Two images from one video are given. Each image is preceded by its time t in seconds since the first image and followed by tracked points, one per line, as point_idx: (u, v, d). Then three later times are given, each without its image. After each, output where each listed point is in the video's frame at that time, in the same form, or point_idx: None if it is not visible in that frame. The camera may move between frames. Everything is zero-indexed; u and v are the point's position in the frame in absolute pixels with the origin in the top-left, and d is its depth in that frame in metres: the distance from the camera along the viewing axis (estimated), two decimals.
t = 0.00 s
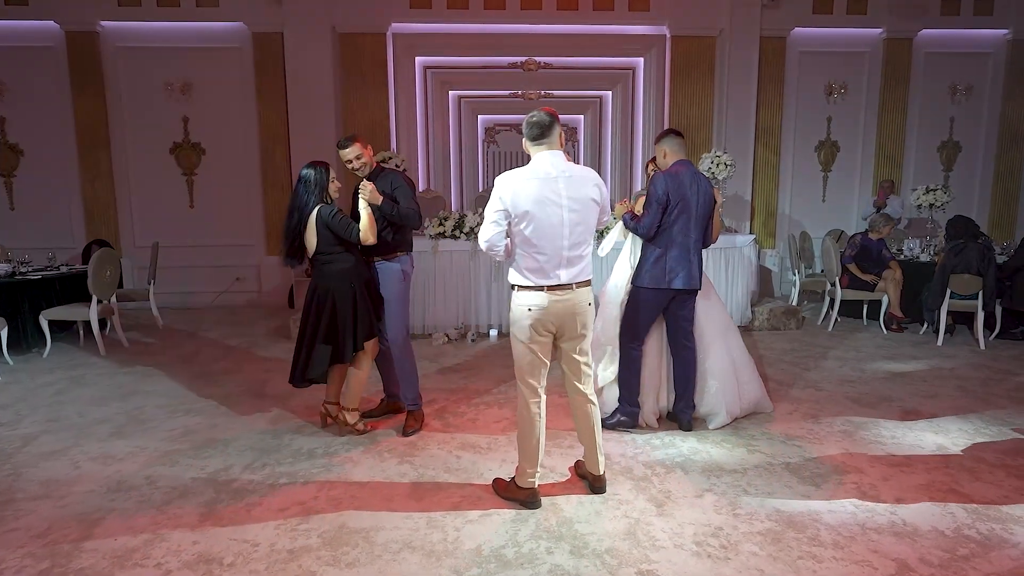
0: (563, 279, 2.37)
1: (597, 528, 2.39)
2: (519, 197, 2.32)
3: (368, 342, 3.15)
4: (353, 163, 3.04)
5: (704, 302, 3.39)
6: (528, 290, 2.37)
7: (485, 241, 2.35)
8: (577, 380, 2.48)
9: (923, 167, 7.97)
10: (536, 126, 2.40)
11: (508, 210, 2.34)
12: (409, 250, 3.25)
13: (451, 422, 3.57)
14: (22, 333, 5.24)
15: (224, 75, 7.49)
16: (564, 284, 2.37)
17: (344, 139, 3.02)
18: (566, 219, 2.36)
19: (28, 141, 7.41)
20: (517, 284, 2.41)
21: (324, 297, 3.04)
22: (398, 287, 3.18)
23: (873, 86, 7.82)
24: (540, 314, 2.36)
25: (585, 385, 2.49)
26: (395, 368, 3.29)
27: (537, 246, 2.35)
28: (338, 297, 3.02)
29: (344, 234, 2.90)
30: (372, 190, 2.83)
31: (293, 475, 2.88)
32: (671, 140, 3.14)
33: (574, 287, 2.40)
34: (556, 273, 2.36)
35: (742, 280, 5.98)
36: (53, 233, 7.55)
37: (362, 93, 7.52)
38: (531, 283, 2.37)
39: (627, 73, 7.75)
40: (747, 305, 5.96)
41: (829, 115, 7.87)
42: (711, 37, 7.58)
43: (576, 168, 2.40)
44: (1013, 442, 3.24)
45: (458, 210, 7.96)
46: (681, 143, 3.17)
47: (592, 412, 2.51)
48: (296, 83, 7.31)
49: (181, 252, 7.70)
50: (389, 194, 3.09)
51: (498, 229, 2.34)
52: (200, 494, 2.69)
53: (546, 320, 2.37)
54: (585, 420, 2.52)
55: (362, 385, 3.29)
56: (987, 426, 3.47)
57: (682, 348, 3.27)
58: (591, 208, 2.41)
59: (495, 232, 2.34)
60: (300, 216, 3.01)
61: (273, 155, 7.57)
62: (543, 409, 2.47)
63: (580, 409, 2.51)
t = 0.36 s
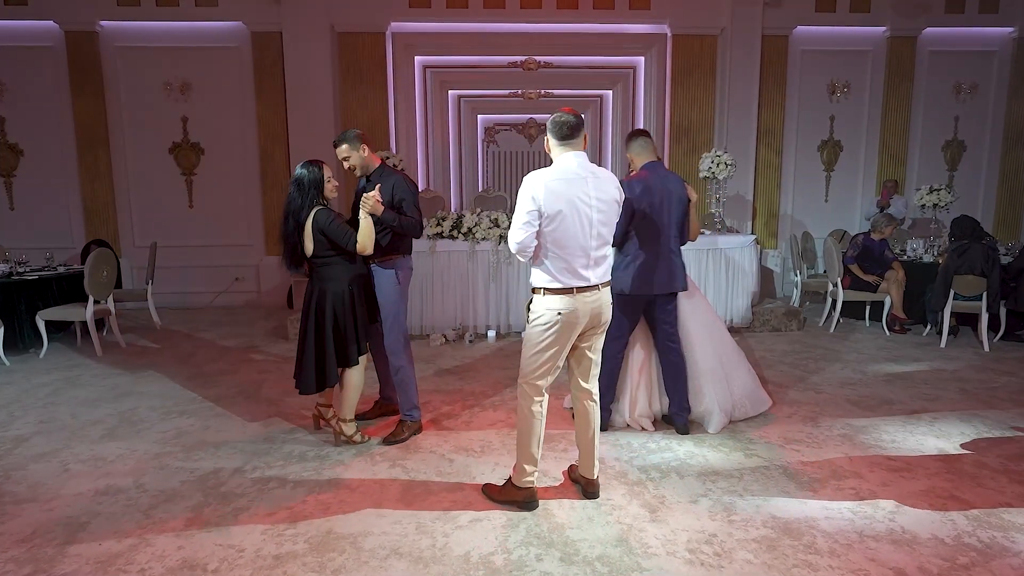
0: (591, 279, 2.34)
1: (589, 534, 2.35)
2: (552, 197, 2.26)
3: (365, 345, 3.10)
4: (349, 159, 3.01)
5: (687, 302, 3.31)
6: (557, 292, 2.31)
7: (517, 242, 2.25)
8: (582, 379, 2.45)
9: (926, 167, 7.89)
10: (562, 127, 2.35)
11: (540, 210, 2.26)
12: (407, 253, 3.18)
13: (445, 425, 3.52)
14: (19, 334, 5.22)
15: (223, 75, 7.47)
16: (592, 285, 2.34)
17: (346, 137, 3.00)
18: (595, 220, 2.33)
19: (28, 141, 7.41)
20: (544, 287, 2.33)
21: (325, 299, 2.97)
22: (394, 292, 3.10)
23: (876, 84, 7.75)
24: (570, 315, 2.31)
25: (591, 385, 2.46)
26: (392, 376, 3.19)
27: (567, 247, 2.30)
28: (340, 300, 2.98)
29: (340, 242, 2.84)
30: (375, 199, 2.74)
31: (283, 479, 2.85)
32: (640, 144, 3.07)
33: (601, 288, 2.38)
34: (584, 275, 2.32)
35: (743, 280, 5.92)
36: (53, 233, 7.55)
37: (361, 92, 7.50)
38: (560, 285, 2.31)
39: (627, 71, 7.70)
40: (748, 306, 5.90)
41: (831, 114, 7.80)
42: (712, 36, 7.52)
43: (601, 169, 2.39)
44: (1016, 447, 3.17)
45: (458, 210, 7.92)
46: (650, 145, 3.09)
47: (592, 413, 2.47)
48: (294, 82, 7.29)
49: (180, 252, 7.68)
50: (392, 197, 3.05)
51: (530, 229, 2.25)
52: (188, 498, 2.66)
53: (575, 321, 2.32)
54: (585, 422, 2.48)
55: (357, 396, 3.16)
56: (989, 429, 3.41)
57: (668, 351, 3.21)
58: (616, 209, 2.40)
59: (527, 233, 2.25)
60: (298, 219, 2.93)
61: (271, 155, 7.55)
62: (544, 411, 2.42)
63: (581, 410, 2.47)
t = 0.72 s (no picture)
0: (596, 281, 2.32)
1: (583, 540, 2.31)
2: (567, 198, 2.21)
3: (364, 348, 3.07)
4: (353, 158, 2.98)
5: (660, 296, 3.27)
6: (565, 294, 2.26)
7: (532, 244, 2.18)
8: (579, 381, 2.42)
9: (932, 167, 7.80)
10: (572, 128, 2.31)
11: (555, 211, 2.20)
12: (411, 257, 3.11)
13: (442, 427, 3.48)
14: (19, 334, 5.23)
15: (224, 75, 7.47)
16: (597, 287, 2.32)
17: (353, 136, 2.95)
18: (605, 222, 2.31)
19: (30, 142, 7.43)
20: (549, 288, 2.28)
21: (325, 300, 2.90)
22: (395, 296, 3.06)
23: (881, 83, 7.67)
24: (575, 316, 2.27)
25: (586, 388, 2.43)
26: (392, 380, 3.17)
27: (579, 249, 2.25)
28: (339, 302, 2.91)
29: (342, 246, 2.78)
30: (378, 206, 2.66)
31: (275, 482, 2.82)
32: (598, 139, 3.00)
33: (604, 289, 2.36)
34: (592, 277, 2.29)
35: (746, 282, 5.86)
36: (55, 233, 7.57)
37: (362, 93, 7.49)
38: (568, 287, 2.26)
39: (629, 71, 7.65)
40: (750, 307, 5.83)
41: (835, 113, 7.72)
42: (715, 35, 7.46)
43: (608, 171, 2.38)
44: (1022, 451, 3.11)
45: (459, 210, 7.89)
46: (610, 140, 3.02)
47: (588, 415, 2.43)
48: (295, 82, 7.27)
49: (181, 252, 7.69)
50: (395, 201, 2.99)
51: (546, 231, 2.18)
52: (179, 501, 2.64)
53: (578, 323, 2.28)
54: (581, 426, 2.44)
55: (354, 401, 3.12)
56: (994, 433, 3.35)
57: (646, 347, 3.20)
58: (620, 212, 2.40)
59: (543, 234, 2.18)
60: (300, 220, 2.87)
61: (272, 155, 7.54)
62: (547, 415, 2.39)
63: (576, 414, 2.43)
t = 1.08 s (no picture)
0: (586, 282, 2.28)
1: (579, 546, 2.28)
2: (557, 198, 2.17)
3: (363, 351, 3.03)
4: (349, 162, 2.96)
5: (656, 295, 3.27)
6: (553, 296, 2.23)
7: (521, 245, 2.14)
8: (572, 386, 2.38)
9: (940, 167, 7.71)
10: (561, 126, 2.29)
11: (544, 211, 2.16)
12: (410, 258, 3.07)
13: (441, 430, 3.46)
14: (22, 334, 5.24)
15: (227, 75, 7.47)
16: (586, 289, 2.28)
17: (348, 138, 2.92)
18: (594, 222, 2.28)
19: (36, 142, 7.46)
20: (538, 290, 2.24)
21: (323, 300, 2.88)
22: (393, 299, 3.03)
23: (888, 82, 7.59)
24: (565, 320, 2.23)
25: (580, 393, 2.39)
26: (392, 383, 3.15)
27: (568, 251, 2.22)
28: (335, 303, 2.89)
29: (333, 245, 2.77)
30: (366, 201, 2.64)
31: (271, 484, 2.80)
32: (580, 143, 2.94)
33: (593, 291, 2.32)
34: (581, 278, 2.26)
35: (750, 283, 5.79)
36: (60, 233, 7.59)
37: (365, 92, 7.48)
38: (556, 289, 2.22)
39: (633, 71, 7.60)
40: (755, 309, 5.78)
41: (841, 113, 7.65)
42: (720, 34, 7.39)
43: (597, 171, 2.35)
44: None
45: (461, 211, 7.87)
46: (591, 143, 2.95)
47: (583, 420, 2.40)
48: (298, 82, 7.26)
49: (184, 252, 7.70)
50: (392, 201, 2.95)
51: (535, 231, 2.14)
52: (174, 503, 2.62)
53: (567, 328, 2.25)
54: (577, 431, 2.41)
55: (351, 404, 3.09)
56: (1001, 437, 3.29)
57: (645, 349, 3.13)
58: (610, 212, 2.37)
59: (533, 235, 2.14)
60: (299, 220, 2.82)
61: (275, 155, 7.54)
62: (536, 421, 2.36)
63: (571, 419, 2.39)
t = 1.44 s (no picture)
0: (557, 283, 2.23)
1: (580, 550, 2.25)
2: (520, 197, 2.15)
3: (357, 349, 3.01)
4: (349, 161, 2.95)
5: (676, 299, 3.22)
6: (520, 296, 2.21)
7: (482, 244, 2.16)
8: (562, 389, 2.34)
9: (953, 166, 7.60)
10: (534, 124, 2.25)
11: (506, 210, 2.16)
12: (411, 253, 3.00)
13: (442, 431, 3.43)
14: (30, 333, 5.28)
15: (235, 75, 7.50)
16: (557, 289, 2.24)
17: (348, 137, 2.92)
18: (566, 221, 2.22)
19: (46, 142, 7.52)
20: (506, 289, 2.24)
21: (321, 297, 2.89)
22: (390, 296, 2.96)
23: (899, 81, 7.49)
24: (532, 321, 2.22)
25: (571, 396, 2.35)
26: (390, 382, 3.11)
27: (534, 250, 2.19)
28: (325, 297, 2.90)
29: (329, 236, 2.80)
30: (353, 186, 2.67)
31: (271, 485, 2.79)
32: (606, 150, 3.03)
33: (566, 292, 2.26)
34: (550, 279, 2.22)
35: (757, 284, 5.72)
36: (69, 233, 7.65)
37: (371, 92, 7.48)
38: (523, 289, 2.21)
39: (640, 70, 7.55)
40: (762, 310, 5.71)
41: (852, 112, 7.56)
42: (728, 32, 7.32)
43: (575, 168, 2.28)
44: None
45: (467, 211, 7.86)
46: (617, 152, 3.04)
47: (577, 424, 2.36)
48: (304, 82, 7.27)
49: (192, 252, 7.74)
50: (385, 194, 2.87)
51: (496, 230, 2.15)
52: (174, 504, 2.62)
53: (536, 329, 2.23)
54: (571, 433, 2.37)
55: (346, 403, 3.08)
56: (1014, 442, 3.22)
57: (658, 355, 3.08)
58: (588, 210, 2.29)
59: (493, 234, 2.15)
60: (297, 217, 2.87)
61: (282, 155, 7.56)
62: (527, 424, 2.33)
63: (564, 422, 2.36)
